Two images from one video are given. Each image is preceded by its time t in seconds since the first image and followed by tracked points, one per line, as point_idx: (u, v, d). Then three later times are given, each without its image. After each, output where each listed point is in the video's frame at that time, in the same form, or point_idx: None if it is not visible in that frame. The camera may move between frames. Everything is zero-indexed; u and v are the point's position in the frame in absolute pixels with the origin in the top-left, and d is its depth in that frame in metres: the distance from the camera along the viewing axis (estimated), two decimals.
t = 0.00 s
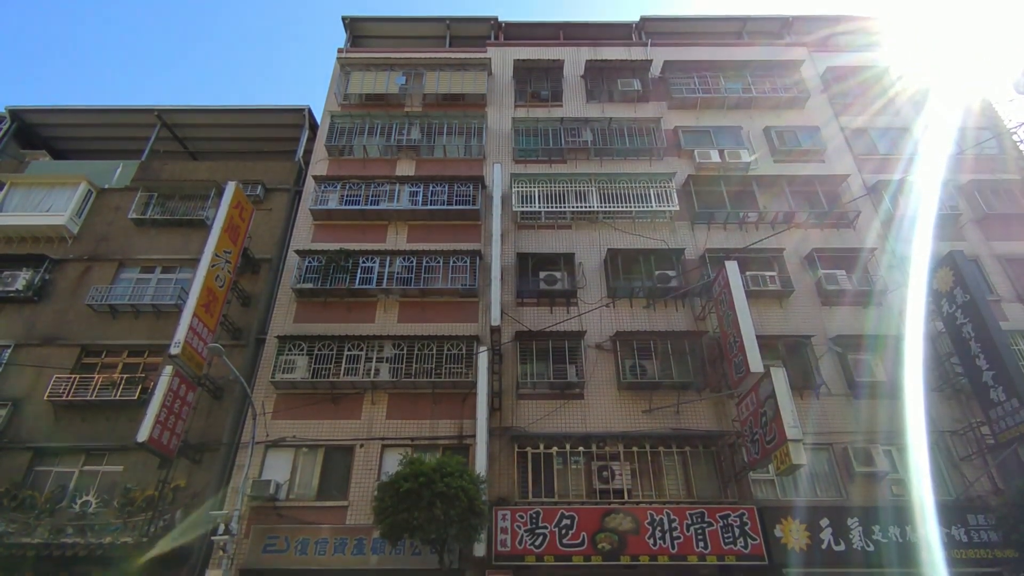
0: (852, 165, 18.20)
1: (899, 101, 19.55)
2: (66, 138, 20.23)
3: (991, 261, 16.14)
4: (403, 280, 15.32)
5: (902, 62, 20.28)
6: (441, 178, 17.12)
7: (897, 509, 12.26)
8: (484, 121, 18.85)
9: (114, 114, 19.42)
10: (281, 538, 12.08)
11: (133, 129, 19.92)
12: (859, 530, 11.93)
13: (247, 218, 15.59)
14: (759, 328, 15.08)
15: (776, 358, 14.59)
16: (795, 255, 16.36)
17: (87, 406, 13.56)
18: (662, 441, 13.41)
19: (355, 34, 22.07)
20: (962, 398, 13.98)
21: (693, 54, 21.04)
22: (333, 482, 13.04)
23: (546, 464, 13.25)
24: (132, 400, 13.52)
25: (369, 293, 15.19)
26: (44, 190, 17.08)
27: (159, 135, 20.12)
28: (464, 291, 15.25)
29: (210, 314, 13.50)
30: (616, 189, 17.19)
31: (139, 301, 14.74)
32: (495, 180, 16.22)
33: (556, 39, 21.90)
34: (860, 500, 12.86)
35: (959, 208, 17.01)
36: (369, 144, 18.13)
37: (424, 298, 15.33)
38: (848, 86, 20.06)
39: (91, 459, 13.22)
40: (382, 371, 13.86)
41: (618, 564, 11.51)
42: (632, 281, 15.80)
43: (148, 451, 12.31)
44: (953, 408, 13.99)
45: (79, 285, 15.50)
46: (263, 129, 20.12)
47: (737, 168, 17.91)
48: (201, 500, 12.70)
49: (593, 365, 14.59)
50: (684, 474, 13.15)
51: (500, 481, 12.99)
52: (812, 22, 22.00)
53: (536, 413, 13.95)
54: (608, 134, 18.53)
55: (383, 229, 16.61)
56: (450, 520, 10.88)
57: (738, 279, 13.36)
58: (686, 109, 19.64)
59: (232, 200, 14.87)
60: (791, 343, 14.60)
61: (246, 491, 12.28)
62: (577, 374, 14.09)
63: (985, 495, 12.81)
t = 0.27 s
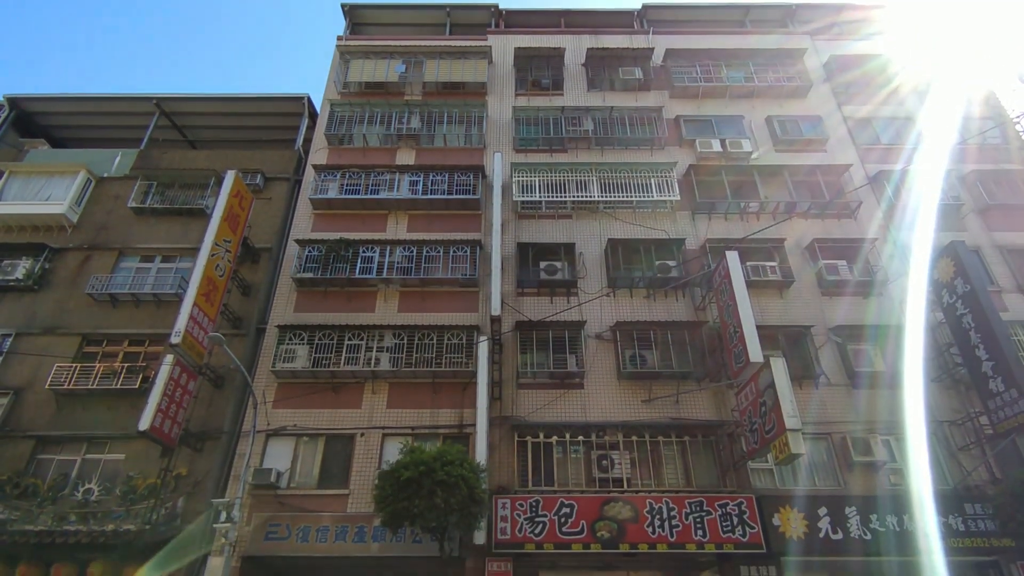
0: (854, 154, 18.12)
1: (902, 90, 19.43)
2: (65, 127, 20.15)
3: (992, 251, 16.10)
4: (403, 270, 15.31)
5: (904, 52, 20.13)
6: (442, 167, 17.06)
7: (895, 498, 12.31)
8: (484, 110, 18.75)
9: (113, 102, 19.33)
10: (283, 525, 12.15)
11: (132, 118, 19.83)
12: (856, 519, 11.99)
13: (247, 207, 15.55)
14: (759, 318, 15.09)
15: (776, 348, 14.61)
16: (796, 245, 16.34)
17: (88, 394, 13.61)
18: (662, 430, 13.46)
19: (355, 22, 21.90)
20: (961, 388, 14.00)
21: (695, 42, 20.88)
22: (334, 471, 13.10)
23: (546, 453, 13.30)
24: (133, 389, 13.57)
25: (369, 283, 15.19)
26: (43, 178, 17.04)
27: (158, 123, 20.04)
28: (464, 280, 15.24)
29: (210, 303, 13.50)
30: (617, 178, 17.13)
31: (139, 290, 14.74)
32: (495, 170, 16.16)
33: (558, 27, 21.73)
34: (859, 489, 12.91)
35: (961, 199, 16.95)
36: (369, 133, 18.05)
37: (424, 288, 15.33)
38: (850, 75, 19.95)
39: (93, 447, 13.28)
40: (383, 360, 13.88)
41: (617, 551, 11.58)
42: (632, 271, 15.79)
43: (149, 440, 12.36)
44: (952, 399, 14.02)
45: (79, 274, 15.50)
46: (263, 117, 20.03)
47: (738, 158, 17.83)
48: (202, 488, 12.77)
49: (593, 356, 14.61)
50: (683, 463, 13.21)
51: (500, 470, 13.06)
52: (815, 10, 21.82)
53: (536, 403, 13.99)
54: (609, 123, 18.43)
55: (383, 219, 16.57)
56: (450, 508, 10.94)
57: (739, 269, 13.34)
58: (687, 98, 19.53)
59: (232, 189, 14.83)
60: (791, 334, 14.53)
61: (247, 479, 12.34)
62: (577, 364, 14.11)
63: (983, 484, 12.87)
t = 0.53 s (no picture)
0: (857, 137, 17.99)
1: (906, 71, 19.23)
2: (61, 109, 19.98)
3: (994, 234, 16.05)
4: (403, 253, 15.29)
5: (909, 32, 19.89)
6: (441, 149, 16.95)
7: (892, 480, 12.42)
8: (484, 91, 18.57)
9: (109, 84, 19.14)
10: (285, 506, 12.27)
11: (129, 99, 19.65)
12: (853, 500, 12.11)
13: (246, 190, 15.48)
14: (759, 301, 15.10)
15: (776, 332, 14.64)
16: (797, 229, 16.29)
17: (90, 377, 13.66)
18: (661, 413, 13.54)
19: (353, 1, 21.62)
20: (959, 371, 14.05)
21: (698, 21, 20.60)
22: (335, 452, 13.20)
23: (546, 435, 13.40)
24: (135, 371, 13.62)
25: (369, 266, 15.17)
26: (41, 161, 16.93)
27: (155, 105, 19.86)
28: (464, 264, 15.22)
29: (210, 286, 13.50)
30: (618, 161, 17.03)
31: (139, 273, 14.73)
32: (495, 152, 16.07)
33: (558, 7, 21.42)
34: (856, 471, 13.02)
35: (964, 182, 16.86)
36: (368, 114, 17.91)
37: (424, 271, 15.31)
38: (854, 57, 19.76)
39: (96, 430, 13.37)
40: (383, 344, 13.92)
41: (616, 532, 11.72)
42: (633, 254, 15.76)
43: (152, 422, 12.44)
44: (950, 382, 14.08)
45: (78, 257, 15.47)
46: (261, 99, 19.85)
47: (740, 140, 17.70)
48: (205, 470, 12.87)
49: (594, 339, 14.64)
50: (682, 445, 13.32)
51: (500, 452, 13.16)
52: None
53: (536, 385, 14.05)
54: (610, 105, 18.26)
55: (383, 201, 16.50)
56: (451, 490, 11.04)
57: (740, 252, 13.31)
58: (690, 79, 19.34)
59: (231, 171, 14.74)
60: (791, 317, 14.68)
61: (249, 461, 12.44)
62: (577, 347, 14.15)
63: (979, 467, 12.97)
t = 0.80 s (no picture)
0: (860, 116, 17.82)
1: (912, 49, 18.98)
2: (57, 87, 19.77)
3: (996, 214, 15.99)
4: (403, 233, 15.24)
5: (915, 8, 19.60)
6: (441, 129, 16.80)
7: (888, 459, 12.53)
8: (484, 69, 18.34)
9: (104, 62, 18.90)
10: (288, 484, 12.40)
11: (124, 77, 19.43)
12: (849, 479, 12.24)
13: (244, 169, 15.37)
14: (759, 282, 15.09)
15: (776, 312, 14.66)
16: (798, 209, 16.21)
17: (92, 357, 13.71)
18: (660, 393, 13.62)
19: None
20: (958, 351, 14.10)
21: None
22: (337, 432, 13.31)
23: (546, 415, 13.50)
24: (137, 352, 13.67)
25: (369, 247, 15.14)
26: (37, 140, 16.79)
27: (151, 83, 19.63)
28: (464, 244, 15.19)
29: (210, 267, 13.48)
30: (619, 140, 16.90)
31: (139, 253, 14.70)
32: (495, 131, 15.93)
33: None
34: (853, 450, 13.14)
35: (968, 161, 16.74)
36: (367, 93, 17.71)
37: (424, 252, 15.28)
38: (859, 34, 19.47)
39: (99, 409, 13.46)
40: (384, 324, 13.94)
41: (615, 509, 11.86)
42: (633, 235, 15.71)
43: (155, 401, 12.51)
44: (948, 362, 14.14)
45: (77, 237, 15.42)
46: (258, 77, 19.62)
47: (743, 119, 17.52)
48: (208, 449, 12.98)
49: (594, 319, 14.66)
50: (681, 424, 13.41)
51: (500, 431, 13.27)
52: None
53: (536, 366, 14.11)
54: (612, 83, 18.05)
55: (382, 181, 16.41)
56: (452, 468, 11.15)
57: (740, 233, 13.27)
58: (692, 57, 19.09)
59: (229, 150, 14.63)
60: (792, 297, 14.69)
61: (251, 440, 12.55)
62: (577, 327, 14.18)
63: (976, 445, 13.10)
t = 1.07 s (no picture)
0: (864, 94, 17.62)
1: (918, 26, 18.72)
2: (51, 66, 19.52)
3: (998, 195, 15.91)
4: (403, 214, 15.18)
5: None
6: (441, 108, 16.63)
7: (885, 438, 12.64)
8: (484, 47, 18.10)
9: (99, 39, 18.63)
10: (290, 463, 12.52)
11: (119, 55, 19.17)
12: (846, 458, 12.35)
13: (242, 149, 15.25)
14: (760, 263, 15.08)
15: (776, 293, 14.67)
16: (800, 189, 16.13)
17: (94, 338, 13.76)
18: (660, 373, 13.70)
19: None
20: (957, 332, 14.14)
21: None
22: (338, 412, 13.41)
23: (545, 395, 13.58)
24: (138, 332, 13.70)
25: (369, 227, 15.09)
26: (33, 120, 16.64)
27: (146, 61, 19.39)
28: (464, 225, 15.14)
29: (209, 247, 13.45)
30: (620, 119, 16.74)
31: (138, 234, 14.66)
32: (495, 110, 15.78)
33: None
34: (850, 430, 13.24)
35: (972, 140, 16.62)
36: (365, 71, 17.51)
37: (424, 233, 15.24)
38: (865, 11, 19.19)
39: (102, 389, 13.54)
40: (384, 305, 13.96)
41: (614, 488, 12.00)
42: (634, 215, 15.65)
43: (157, 382, 12.57)
44: (947, 343, 14.19)
45: (76, 218, 15.36)
46: (254, 55, 19.37)
47: (746, 98, 17.33)
48: (211, 428, 13.09)
49: (594, 301, 14.66)
50: (680, 404, 13.50)
51: (500, 411, 13.37)
52: None
53: (536, 346, 14.17)
54: (613, 61, 17.83)
55: (381, 161, 16.29)
56: (453, 447, 11.24)
57: (742, 213, 13.21)
58: (695, 34, 18.82)
59: (226, 130, 14.50)
60: (793, 278, 14.66)
61: (254, 420, 12.65)
62: (578, 308, 14.20)
63: (973, 425, 13.20)
